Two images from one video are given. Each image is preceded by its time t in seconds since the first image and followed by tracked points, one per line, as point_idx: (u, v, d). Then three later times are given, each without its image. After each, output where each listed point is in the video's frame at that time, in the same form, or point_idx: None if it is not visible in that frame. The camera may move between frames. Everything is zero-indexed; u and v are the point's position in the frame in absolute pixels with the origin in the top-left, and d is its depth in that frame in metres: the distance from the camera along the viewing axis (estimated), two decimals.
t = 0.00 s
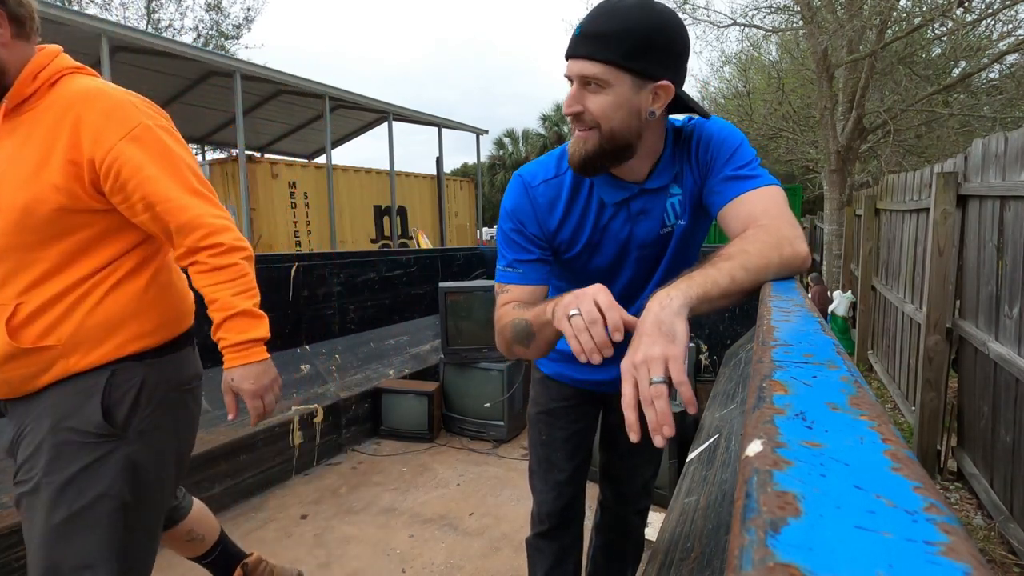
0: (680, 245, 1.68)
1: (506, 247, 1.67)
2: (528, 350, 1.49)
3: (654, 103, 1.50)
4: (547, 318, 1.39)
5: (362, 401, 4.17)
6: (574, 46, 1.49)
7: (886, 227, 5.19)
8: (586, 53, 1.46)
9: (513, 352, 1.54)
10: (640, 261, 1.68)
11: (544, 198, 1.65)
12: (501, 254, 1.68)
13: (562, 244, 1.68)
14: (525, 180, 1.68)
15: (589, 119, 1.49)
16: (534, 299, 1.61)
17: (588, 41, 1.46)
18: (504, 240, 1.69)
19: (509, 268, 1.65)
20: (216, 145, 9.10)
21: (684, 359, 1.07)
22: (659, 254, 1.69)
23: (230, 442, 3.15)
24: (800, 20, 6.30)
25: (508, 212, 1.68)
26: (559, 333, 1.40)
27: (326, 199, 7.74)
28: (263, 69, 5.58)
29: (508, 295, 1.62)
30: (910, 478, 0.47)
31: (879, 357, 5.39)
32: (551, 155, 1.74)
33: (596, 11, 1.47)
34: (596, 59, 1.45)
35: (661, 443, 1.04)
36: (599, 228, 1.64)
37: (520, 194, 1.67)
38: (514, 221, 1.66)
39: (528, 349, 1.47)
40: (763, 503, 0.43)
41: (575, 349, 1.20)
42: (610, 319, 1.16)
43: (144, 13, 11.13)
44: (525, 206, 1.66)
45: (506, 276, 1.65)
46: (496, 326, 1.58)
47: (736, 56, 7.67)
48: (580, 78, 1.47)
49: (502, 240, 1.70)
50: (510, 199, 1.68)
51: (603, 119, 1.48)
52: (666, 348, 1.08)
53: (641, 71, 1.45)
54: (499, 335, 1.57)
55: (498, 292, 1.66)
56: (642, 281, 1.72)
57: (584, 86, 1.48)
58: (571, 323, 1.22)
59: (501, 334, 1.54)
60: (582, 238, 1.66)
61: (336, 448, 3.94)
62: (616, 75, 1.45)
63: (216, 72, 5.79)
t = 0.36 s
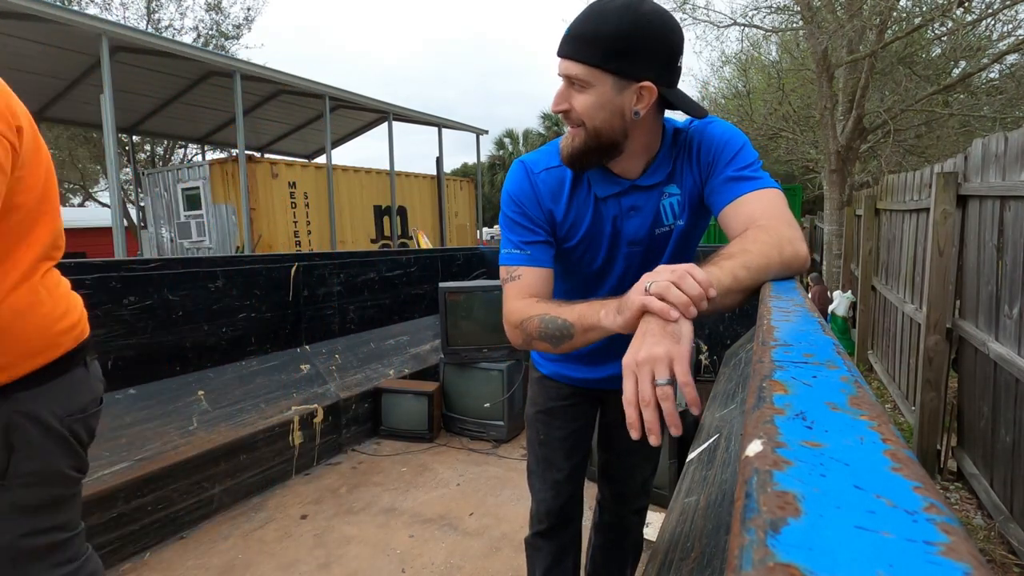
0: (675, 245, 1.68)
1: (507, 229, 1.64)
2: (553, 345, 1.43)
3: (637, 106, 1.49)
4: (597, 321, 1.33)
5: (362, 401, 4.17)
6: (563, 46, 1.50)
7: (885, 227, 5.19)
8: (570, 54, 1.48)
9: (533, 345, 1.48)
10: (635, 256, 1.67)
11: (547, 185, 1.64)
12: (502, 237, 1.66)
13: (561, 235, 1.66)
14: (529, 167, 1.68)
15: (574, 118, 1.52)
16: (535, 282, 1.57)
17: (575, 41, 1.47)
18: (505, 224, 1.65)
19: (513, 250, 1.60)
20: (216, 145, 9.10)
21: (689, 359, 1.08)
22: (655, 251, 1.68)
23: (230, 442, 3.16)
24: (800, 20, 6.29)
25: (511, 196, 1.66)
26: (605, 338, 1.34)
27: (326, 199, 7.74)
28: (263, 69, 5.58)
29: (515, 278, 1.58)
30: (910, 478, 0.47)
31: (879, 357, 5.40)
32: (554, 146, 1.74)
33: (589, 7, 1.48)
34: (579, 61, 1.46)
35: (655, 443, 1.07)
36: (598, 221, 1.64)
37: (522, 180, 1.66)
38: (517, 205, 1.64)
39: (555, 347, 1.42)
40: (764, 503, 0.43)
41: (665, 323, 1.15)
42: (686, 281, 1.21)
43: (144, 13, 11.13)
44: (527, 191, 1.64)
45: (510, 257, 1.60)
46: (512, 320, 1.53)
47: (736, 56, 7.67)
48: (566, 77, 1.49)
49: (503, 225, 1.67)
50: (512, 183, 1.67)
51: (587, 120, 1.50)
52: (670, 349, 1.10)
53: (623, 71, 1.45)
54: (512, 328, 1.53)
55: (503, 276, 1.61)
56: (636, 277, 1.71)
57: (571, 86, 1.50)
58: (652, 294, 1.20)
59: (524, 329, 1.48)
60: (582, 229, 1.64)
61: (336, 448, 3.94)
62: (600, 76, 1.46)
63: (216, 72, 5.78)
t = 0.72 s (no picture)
0: (674, 246, 1.68)
1: (505, 226, 1.64)
2: (545, 342, 1.43)
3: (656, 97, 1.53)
4: (592, 317, 1.33)
5: (362, 401, 4.18)
6: (576, 48, 1.49)
7: (886, 227, 5.19)
8: (587, 55, 1.46)
9: (524, 342, 1.48)
10: (632, 256, 1.67)
11: (547, 183, 1.64)
12: (500, 234, 1.65)
13: (559, 233, 1.66)
14: (528, 164, 1.67)
15: (596, 118, 1.51)
16: (532, 279, 1.56)
17: (589, 41, 1.46)
18: (504, 221, 1.65)
19: (510, 247, 1.60)
20: (216, 144, 9.09)
21: (683, 366, 1.11)
22: (653, 251, 1.68)
23: (230, 442, 3.16)
24: (800, 20, 6.29)
25: (510, 192, 1.65)
26: (599, 334, 1.35)
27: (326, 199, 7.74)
28: (263, 69, 5.58)
29: (510, 275, 1.58)
30: (910, 478, 0.47)
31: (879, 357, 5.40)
32: (554, 144, 1.74)
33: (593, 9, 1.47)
34: (596, 60, 1.45)
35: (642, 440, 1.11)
36: (596, 220, 1.63)
37: (522, 176, 1.65)
38: (516, 201, 1.63)
39: (547, 344, 1.42)
40: (763, 503, 0.43)
41: (666, 330, 1.15)
42: (690, 292, 1.20)
43: (144, 13, 11.11)
44: (526, 188, 1.64)
45: (508, 254, 1.59)
46: (504, 316, 1.52)
47: (736, 56, 7.67)
48: (584, 78, 1.48)
49: (502, 222, 1.67)
50: (511, 180, 1.67)
51: (610, 119, 1.49)
52: (666, 354, 1.11)
53: (643, 68, 1.46)
54: (504, 324, 1.52)
55: (499, 273, 1.60)
56: (634, 277, 1.70)
57: (590, 87, 1.49)
58: (659, 298, 1.18)
59: (516, 325, 1.48)
60: (581, 227, 1.64)
61: (336, 448, 3.94)
62: (623, 73, 1.46)
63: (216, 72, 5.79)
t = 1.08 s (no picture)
0: (675, 246, 1.68)
1: (505, 230, 1.63)
2: (545, 343, 1.43)
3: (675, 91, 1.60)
4: (591, 314, 1.33)
5: (362, 401, 4.18)
6: (618, 40, 1.48)
7: (885, 227, 5.19)
8: (635, 48, 1.48)
9: (526, 345, 1.47)
10: (634, 258, 1.67)
11: (546, 187, 1.63)
12: (501, 238, 1.64)
13: (560, 237, 1.66)
14: (527, 168, 1.67)
15: (643, 113, 1.52)
16: (532, 283, 1.56)
17: (632, 35, 1.47)
18: (504, 225, 1.64)
19: (511, 251, 1.59)
20: (216, 144, 9.10)
21: (687, 369, 1.11)
22: (654, 254, 1.68)
23: (230, 442, 3.16)
24: (800, 20, 6.29)
25: (509, 197, 1.64)
26: (599, 331, 1.34)
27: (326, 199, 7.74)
28: (263, 69, 5.58)
29: (510, 279, 1.57)
30: (910, 478, 0.47)
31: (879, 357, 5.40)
32: (552, 148, 1.74)
33: (619, 5, 1.49)
34: (646, 53, 1.49)
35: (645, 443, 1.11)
36: (597, 224, 1.63)
37: (521, 181, 1.65)
38: (516, 206, 1.63)
39: (547, 346, 1.42)
40: (764, 503, 0.43)
41: (670, 334, 1.15)
42: (695, 298, 1.19)
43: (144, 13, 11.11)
44: (526, 192, 1.63)
45: (509, 259, 1.59)
46: (505, 320, 1.51)
47: (736, 56, 7.66)
48: (631, 71, 1.49)
49: (502, 226, 1.66)
50: (510, 185, 1.66)
51: (655, 111, 1.53)
52: (669, 357, 1.11)
53: (675, 62, 1.55)
54: (505, 328, 1.51)
55: (499, 277, 1.59)
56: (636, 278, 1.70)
57: (635, 80, 1.50)
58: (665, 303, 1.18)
59: (517, 328, 1.47)
60: (582, 230, 1.63)
61: (336, 448, 3.94)
62: (664, 67, 1.52)
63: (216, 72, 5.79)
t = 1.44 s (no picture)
0: (674, 246, 1.68)
1: (505, 233, 1.62)
2: (545, 346, 1.42)
3: (677, 89, 1.61)
4: (590, 317, 1.33)
5: (362, 401, 4.18)
6: (624, 40, 1.47)
7: (885, 227, 5.19)
8: (640, 48, 1.48)
9: (525, 349, 1.47)
10: (634, 258, 1.67)
11: (545, 190, 1.63)
12: (500, 241, 1.64)
13: (560, 239, 1.66)
14: (526, 171, 1.67)
15: (648, 113, 1.51)
16: (532, 285, 1.55)
17: (638, 34, 1.47)
18: (503, 228, 1.64)
19: (511, 254, 1.59)
20: (216, 144, 9.11)
21: (687, 369, 1.11)
22: (653, 254, 1.68)
23: (230, 442, 3.16)
24: (800, 20, 6.29)
25: (508, 200, 1.64)
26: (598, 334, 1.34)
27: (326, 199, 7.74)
28: (262, 69, 5.57)
29: (510, 282, 1.57)
30: (909, 478, 0.47)
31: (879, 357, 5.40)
32: (551, 150, 1.74)
33: (623, 4, 1.48)
34: (651, 52, 1.49)
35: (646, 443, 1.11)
36: (596, 226, 1.63)
37: (520, 183, 1.65)
38: (515, 209, 1.62)
39: (547, 349, 1.42)
40: (764, 503, 0.43)
41: (669, 335, 1.15)
42: (695, 299, 1.19)
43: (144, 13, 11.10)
44: (525, 195, 1.63)
45: (508, 261, 1.59)
46: (504, 323, 1.51)
47: (736, 56, 7.66)
48: (638, 71, 1.49)
49: (501, 229, 1.66)
50: (510, 187, 1.66)
51: (660, 111, 1.53)
52: (669, 357, 1.11)
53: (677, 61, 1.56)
54: (505, 331, 1.51)
55: (499, 280, 1.59)
56: (636, 279, 1.70)
57: (640, 80, 1.50)
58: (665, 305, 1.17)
59: (517, 331, 1.47)
60: (582, 231, 1.63)
61: (336, 448, 3.94)
62: (668, 67, 1.52)
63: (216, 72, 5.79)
